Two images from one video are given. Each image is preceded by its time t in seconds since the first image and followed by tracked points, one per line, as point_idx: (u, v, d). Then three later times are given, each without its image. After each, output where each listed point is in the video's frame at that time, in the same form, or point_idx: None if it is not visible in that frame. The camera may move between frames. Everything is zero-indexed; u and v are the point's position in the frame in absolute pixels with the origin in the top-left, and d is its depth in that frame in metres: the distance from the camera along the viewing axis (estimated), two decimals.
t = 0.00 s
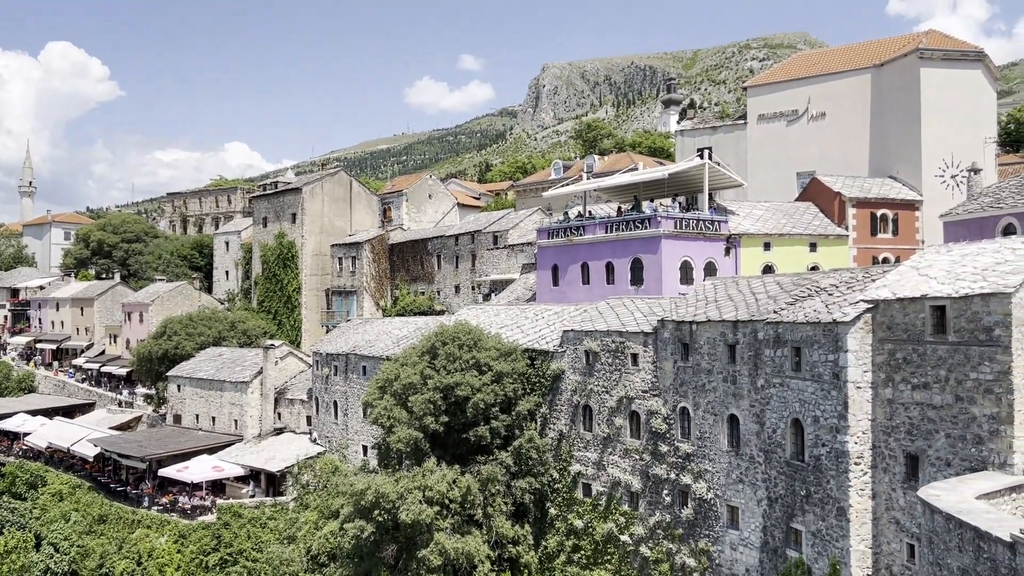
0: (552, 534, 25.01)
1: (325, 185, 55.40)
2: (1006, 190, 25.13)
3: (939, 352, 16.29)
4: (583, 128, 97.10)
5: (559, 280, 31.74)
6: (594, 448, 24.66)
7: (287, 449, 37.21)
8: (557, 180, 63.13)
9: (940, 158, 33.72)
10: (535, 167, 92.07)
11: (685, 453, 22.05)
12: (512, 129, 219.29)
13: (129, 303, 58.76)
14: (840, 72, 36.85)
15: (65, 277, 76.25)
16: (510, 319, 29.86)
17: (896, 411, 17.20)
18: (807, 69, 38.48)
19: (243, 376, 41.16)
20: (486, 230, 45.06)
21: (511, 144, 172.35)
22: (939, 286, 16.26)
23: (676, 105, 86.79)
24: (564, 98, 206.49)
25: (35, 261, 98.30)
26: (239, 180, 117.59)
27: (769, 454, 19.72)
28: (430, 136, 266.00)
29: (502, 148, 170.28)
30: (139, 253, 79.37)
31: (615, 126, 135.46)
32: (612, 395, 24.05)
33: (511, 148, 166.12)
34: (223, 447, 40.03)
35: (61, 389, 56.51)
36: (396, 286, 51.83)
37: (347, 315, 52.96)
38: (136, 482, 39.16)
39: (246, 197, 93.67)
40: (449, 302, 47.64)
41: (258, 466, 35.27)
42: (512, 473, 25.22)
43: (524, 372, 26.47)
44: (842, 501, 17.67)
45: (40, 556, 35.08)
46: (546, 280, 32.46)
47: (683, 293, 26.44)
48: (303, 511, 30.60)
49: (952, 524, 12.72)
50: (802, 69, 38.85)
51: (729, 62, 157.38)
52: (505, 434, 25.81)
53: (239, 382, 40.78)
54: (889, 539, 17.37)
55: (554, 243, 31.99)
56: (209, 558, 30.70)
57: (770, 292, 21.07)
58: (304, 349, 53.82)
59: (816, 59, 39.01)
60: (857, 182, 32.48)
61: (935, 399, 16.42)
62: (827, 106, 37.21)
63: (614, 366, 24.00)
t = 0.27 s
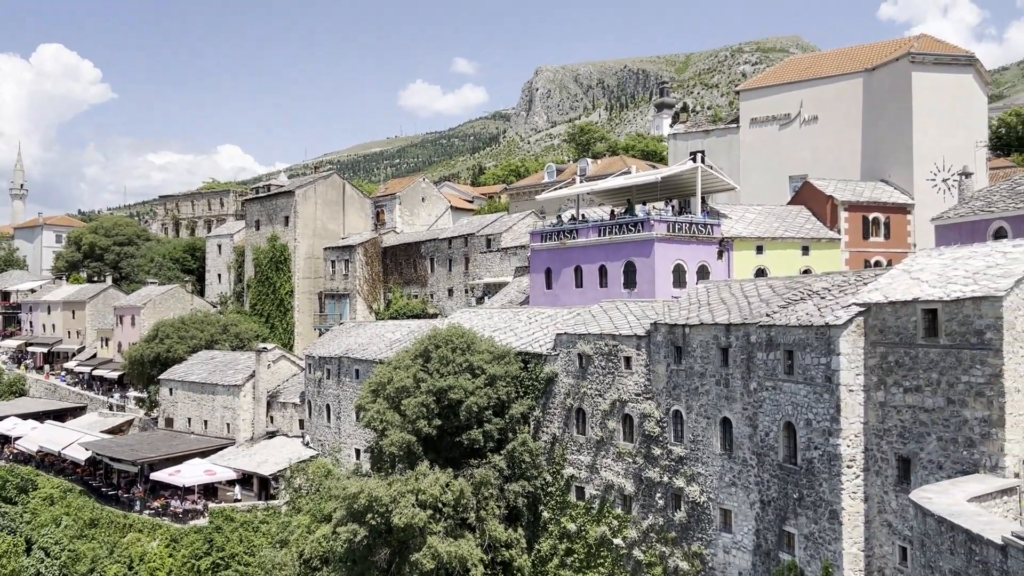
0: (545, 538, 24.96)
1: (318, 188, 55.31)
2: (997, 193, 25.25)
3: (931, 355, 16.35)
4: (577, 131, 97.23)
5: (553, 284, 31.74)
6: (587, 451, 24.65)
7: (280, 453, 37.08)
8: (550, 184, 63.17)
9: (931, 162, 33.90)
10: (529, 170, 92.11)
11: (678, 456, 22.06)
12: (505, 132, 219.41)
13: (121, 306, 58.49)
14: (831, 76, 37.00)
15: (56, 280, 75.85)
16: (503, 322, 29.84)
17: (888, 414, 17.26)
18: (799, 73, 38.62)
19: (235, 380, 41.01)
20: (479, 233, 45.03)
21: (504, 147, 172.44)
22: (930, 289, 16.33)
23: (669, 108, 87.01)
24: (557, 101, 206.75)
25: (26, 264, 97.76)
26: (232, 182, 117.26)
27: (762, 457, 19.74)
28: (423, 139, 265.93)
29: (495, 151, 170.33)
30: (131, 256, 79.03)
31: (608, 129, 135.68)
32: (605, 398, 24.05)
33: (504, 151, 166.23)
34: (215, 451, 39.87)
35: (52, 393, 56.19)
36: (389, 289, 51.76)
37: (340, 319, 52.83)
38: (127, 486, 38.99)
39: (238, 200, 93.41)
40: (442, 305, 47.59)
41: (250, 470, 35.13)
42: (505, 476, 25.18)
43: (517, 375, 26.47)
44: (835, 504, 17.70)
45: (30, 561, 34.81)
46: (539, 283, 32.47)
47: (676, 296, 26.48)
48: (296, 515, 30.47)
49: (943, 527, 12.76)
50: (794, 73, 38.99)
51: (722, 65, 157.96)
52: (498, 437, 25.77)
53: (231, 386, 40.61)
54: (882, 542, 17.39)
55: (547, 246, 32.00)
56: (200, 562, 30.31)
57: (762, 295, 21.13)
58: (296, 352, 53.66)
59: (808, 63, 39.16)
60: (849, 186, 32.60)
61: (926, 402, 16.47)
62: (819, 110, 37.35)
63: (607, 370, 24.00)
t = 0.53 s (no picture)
0: (538, 540, 24.94)
1: (311, 190, 55.21)
2: (988, 196, 25.36)
3: (923, 357, 16.41)
4: (570, 134, 97.38)
5: (546, 286, 31.76)
6: (580, 453, 24.66)
7: (272, 456, 36.96)
8: (543, 186, 63.21)
9: (923, 165, 34.08)
10: (522, 173, 92.17)
11: (671, 458, 22.08)
12: (498, 135, 219.54)
13: (112, 308, 58.23)
14: (824, 79, 37.13)
15: (47, 283, 75.46)
16: (496, 324, 29.84)
17: (880, 416, 17.32)
18: (791, 77, 38.75)
19: (227, 383, 40.86)
20: (473, 235, 45.01)
21: (497, 150, 172.54)
22: (922, 292, 16.40)
23: (662, 111, 87.23)
24: (550, 104, 207.03)
25: (17, 266, 97.24)
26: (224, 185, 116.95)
27: (755, 459, 19.78)
28: (417, 141, 265.84)
29: (489, 154, 170.43)
30: (123, 258, 78.69)
31: (602, 131, 135.92)
32: (598, 400, 24.07)
33: (497, 154, 166.32)
34: (207, 454, 39.71)
35: (43, 397, 55.90)
36: (382, 292, 51.69)
37: (333, 321, 52.71)
38: (119, 489, 38.87)
39: (231, 202, 93.16)
40: (435, 307, 47.55)
41: (243, 473, 35.01)
42: (499, 479, 25.17)
43: (510, 377, 26.47)
44: (827, 506, 17.73)
45: (21, 565, 34.56)
46: (532, 285, 32.47)
47: (669, 299, 26.52)
48: (288, 518, 30.35)
49: (935, 529, 12.80)
50: (787, 76, 39.12)
51: (714, 68, 158.51)
52: (491, 440, 25.77)
53: (223, 388, 40.46)
54: (874, 544, 17.43)
55: (541, 249, 32.01)
56: (192, 566, 30.16)
57: (755, 297, 21.19)
58: (289, 354, 53.49)
59: (800, 66, 39.29)
60: (841, 189, 32.71)
61: (918, 404, 16.52)
62: (811, 113, 37.49)
63: (601, 372, 24.03)
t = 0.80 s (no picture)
0: (530, 542, 24.93)
1: (302, 192, 55.07)
2: (978, 199, 25.51)
3: (913, 359, 16.49)
4: (562, 136, 97.54)
5: (538, 288, 31.76)
6: (572, 455, 24.67)
7: (263, 458, 36.83)
8: (535, 188, 63.23)
9: (913, 167, 34.26)
10: (514, 175, 92.26)
11: (662, 460, 22.12)
12: (490, 136, 219.59)
13: (102, 310, 57.94)
14: (814, 82, 37.29)
15: (36, 285, 74.99)
16: (488, 326, 29.83)
17: (871, 417, 17.40)
18: (782, 79, 38.89)
19: (218, 385, 40.69)
20: (465, 237, 45.00)
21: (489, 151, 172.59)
22: (911, 294, 16.50)
23: (653, 114, 87.41)
24: (542, 106, 207.21)
25: (5, 267, 96.58)
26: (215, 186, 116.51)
27: (746, 461, 19.83)
28: (409, 142, 265.61)
29: (481, 155, 170.42)
30: (113, 260, 78.29)
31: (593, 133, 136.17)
32: (590, 402, 24.08)
33: (489, 155, 166.38)
34: (198, 456, 39.55)
35: (32, 399, 55.56)
36: (374, 293, 51.59)
37: (324, 323, 52.57)
38: (109, 491, 38.73)
39: (222, 204, 92.84)
40: (427, 309, 47.50)
41: (234, 475, 34.86)
42: (490, 481, 25.16)
43: (502, 379, 26.46)
44: (818, 507, 17.79)
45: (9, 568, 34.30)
46: (524, 287, 32.48)
47: (661, 301, 26.56)
48: (279, 520, 30.23)
49: (925, 529, 12.85)
50: (778, 79, 39.26)
51: (706, 71, 159.06)
52: (483, 441, 25.75)
53: (214, 390, 40.30)
54: (864, 544, 17.50)
55: (532, 250, 32.02)
56: (182, 569, 29.93)
57: (745, 299, 21.25)
58: (280, 356, 53.31)
59: (791, 69, 39.45)
60: (831, 191, 32.85)
61: (908, 405, 16.60)
62: (802, 115, 37.64)
63: (592, 374, 24.04)
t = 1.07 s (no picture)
0: (519, 543, 24.90)
1: (291, 193, 54.89)
2: (964, 202, 25.69)
3: (900, 360, 16.59)
4: (551, 138, 97.66)
5: (528, 289, 31.76)
6: (561, 457, 24.67)
7: (251, 460, 36.66)
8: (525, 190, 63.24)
9: (900, 169, 34.48)
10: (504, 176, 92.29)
11: (651, 461, 22.15)
12: (480, 138, 219.56)
13: (89, 311, 57.53)
14: (803, 85, 37.46)
15: (22, 286, 74.42)
16: (478, 328, 29.80)
17: (858, 418, 17.49)
18: (770, 82, 39.04)
19: (206, 386, 40.47)
20: (454, 238, 44.96)
21: (479, 152, 172.61)
22: (899, 296, 16.60)
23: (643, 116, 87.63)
24: (532, 107, 207.39)
25: None
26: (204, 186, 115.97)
27: (734, 462, 19.89)
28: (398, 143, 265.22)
29: (470, 157, 170.40)
30: (100, 261, 77.76)
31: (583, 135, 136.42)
32: (579, 404, 24.10)
33: (479, 157, 166.37)
34: (185, 458, 39.31)
35: (18, 401, 55.11)
36: (363, 294, 51.46)
37: (313, 324, 52.39)
38: (95, 494, 38.43)
39: (210, 204, 92.41)
40: (416, 310, 47.42)
41: (222, 477, 34.66)
42: (480, 482, 25.14)
43: (492, 381, 26.43)
44: (806, 508, 17.86)
45: None
46: (514, 289, 32.47)
47: (650, 302, 26.60)
48: (268, 522, 30.09)
49: (912, 530, 12.93)
50: (767, 81, 39.40)
51: (695, 73, 159.66)
52: (473, 443, 25.73)
53: (202, 392, 40.08)
54: (852, 545, 17.58)
55: (522, 252, 32.02)
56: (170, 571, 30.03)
57: (734, 301, 21.33)
58: (269, 358, 53.08)
59: (780, 71, 39.62)
60: (819, 193, 33.00)
61: (895, 407, 16.68)
62: (790, 118, 37.80)
63: (582, 375, 24.05)
